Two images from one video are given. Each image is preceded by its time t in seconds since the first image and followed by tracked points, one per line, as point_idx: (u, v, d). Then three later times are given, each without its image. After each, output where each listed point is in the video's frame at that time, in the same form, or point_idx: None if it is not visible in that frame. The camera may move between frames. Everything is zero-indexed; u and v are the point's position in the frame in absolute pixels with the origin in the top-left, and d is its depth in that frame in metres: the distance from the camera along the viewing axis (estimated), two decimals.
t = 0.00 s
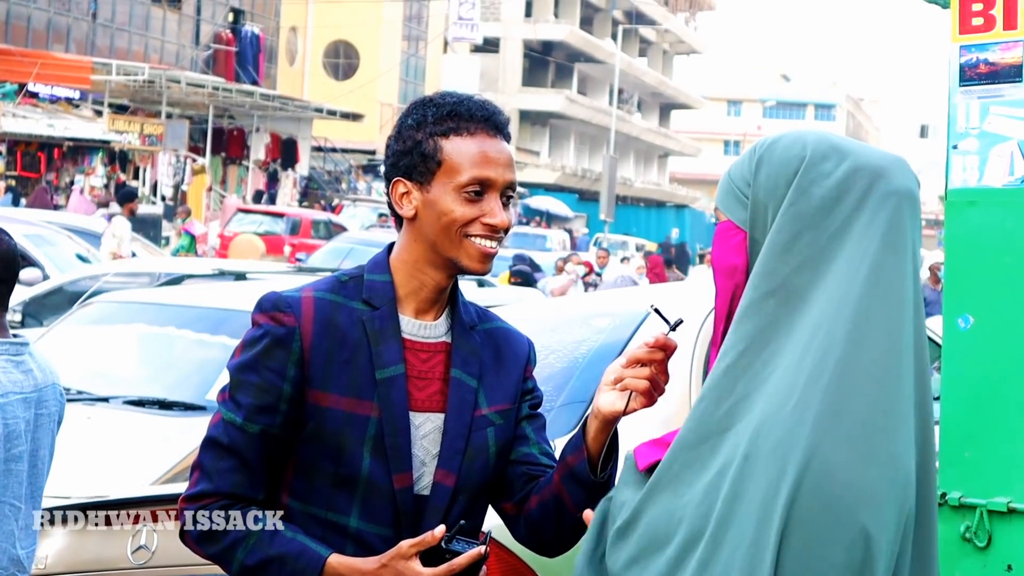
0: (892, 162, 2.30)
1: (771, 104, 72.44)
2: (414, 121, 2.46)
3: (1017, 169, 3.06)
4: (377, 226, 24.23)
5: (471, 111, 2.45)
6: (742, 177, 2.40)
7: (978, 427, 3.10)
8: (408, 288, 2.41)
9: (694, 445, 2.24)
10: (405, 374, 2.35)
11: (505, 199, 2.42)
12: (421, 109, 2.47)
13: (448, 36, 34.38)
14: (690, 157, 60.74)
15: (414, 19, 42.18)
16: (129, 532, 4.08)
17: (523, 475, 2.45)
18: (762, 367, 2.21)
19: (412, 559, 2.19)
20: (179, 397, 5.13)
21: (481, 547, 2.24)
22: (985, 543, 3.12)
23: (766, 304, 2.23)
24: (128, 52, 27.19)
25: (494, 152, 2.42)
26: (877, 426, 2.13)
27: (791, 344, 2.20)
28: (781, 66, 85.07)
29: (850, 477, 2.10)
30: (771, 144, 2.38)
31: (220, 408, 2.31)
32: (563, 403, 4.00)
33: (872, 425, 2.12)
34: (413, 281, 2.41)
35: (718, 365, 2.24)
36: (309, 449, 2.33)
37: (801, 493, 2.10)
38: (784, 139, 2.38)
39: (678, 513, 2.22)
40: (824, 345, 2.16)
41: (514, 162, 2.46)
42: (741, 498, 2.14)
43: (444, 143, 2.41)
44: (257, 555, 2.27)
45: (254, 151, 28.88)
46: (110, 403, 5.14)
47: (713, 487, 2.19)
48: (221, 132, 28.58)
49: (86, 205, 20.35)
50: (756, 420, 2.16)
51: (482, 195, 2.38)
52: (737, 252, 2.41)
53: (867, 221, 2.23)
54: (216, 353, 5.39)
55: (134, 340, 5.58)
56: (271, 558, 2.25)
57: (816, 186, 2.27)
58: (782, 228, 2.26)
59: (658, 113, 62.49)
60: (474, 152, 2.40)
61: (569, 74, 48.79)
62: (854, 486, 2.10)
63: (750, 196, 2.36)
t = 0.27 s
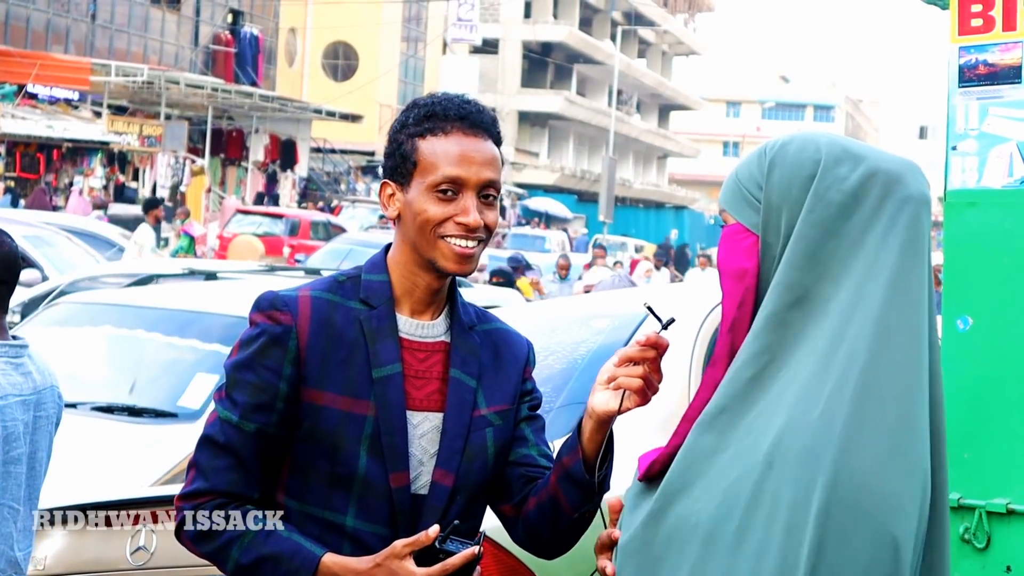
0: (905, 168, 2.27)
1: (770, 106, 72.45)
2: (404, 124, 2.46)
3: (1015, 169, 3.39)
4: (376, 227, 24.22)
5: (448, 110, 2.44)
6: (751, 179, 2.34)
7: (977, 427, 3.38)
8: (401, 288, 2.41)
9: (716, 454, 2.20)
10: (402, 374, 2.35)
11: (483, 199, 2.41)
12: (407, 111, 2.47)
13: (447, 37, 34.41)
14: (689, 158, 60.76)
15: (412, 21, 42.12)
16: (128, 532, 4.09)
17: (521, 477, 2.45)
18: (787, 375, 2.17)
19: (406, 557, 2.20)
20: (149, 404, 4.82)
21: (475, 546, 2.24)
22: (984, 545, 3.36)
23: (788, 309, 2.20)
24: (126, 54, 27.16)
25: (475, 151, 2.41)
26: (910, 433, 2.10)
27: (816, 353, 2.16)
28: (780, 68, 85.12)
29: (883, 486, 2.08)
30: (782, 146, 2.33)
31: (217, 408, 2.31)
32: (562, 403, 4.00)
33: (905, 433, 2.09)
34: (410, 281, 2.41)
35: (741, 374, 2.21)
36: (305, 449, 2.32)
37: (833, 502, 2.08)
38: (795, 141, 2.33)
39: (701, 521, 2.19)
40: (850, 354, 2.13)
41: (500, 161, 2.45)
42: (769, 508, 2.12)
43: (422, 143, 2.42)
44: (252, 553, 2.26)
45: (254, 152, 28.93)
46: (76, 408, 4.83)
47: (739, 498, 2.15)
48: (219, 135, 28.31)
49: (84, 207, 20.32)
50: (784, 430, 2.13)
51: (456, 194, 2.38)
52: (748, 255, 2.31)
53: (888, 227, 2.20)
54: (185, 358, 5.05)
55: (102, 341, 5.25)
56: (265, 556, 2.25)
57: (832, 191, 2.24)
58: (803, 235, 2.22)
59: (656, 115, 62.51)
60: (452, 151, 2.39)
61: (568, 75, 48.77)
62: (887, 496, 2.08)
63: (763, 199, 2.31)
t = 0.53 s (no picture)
0: (910, 166, 2.27)
1: (770, 106, 72.47)
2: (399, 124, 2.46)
3: (1015, 170, 3.39)
4: (376, 228, 24.21)
5: (443, 112, 2.43)
6: (754, 184, 2.34)
7: (975, 427, 3.38)
8: (398, 288, 2.41)
9: (729, 459, 2.20)
10: (397, 374, 2.34)
11: (483, 200, 2.39)
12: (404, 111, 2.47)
13: (447, 37, 34.40)
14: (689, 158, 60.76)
15: (412, 21, 42.12)
16: (128, 533, 4.09)
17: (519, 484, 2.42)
18: (799, 379, 2.17)
19: (401, 557, 2.19)
20: (105, 409, 4.71)
21: (468, 546, 2.25)
22: (984, 546, 3.35)
23: (798, 314, 2.20)
24: (126, 54, 27.16)
25: (469, 154, 2.39)
26: (926, 434, 2.09)
27: (827, 356, 2.16)
28: (780, 68, 85.10)
29: (898, 491, 2.08)
30: (783, 149, 2.33)
31: (213, 409, 2.31)
32: (563, 403, 3.99)
33: (920, 434, 2.09)
34: (404, 281, 2.40)
35: (752, 378, 2.21)
36: (302, 450, 2.31)
37: (849, 505, 2.08)
38: (797, 143, 2.33)
39: (716, 526, 2.18)
40: (862, 357, 2.13)
41: (497, 164, 2.43)
42: (784, 510, 2.12)
43: (416, 144, 2.41)
44: (248, 553, 2.25)
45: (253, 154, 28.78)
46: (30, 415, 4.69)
47: (755, 502, 2.15)
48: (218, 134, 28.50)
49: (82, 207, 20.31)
50: (797, 433, 2.13)
51: (448, 195, 2.36)
52: (754, 261, 2.31)
53: (895, 228, 2.20)
54: (145, 363, 4.89)
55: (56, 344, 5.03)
56: (263, 557, 2.24)
57: (836, 192, 2.24)
58: (812, 239, 2.22)
59: (656, 115, 62.52)
60: (449, 154, 2.38)
61: (568, 75, 48.80)
62: (904, 497, 2.08)
63: (769, 203, 2.31)
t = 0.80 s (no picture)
0: (912, 161, 2.26)
1: (770, 107, 72.46)
2: (399, 122, 2.45)
3: (1015, 169, 3.39)
4: (376, 228, 24.20)
5: (451, 112, 2.42)
6: (756, 185, 2.35)
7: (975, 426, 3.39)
8: (396, 288, 2.42)
9: (732, 459, 2.20)
10: (395, 374, 2.35)
11: (486, 201, 2.39)
12: (405, 110, 2.46)
13: (447, 38, 34.41)
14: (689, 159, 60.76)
15: (412, 21, 42.10)
16: (129, 532, 4.10)
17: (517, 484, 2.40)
18: (802, 381, 2.17)
19: (404, 556, 2.19)
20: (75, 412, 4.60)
21: (471, 544, 2.26)
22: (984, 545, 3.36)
23: (799, 313, 2.20)
24: (126, 54, 27.17)
25: (474, 154, 2.39)
26: (932, 432, 2.09)
27: (830, 356, 2.16)
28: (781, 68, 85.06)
29: (903, 491, 2.07)
30: (784, 150, 2.33)
31: (212, 412, 2.31)
32: (562, 403, 4.01)
33: (925, 432, 2.08)
34: (403, 281, 2.41)
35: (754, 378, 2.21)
36: (301, 452, 2.32)
37: (853, 505, 2.08)
38: (797, 143, 2.33)
39: (720, 526, 2.18)
40: (864, 357, 2.12)
41: (499, 165, 2.43)
42: (788, 509, 2.12)
43: (423, 144, 2.39)
44: (250, 555, 2.25)
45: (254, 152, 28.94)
46: None
47: (758, 503, 2.15)
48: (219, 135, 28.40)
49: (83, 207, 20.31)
50: (800, 435, 2.13)
51: (458, 197, 2.36)
52: (757, 264, 2.31)
53: (898, 226, 2.19)
54: (114, 363, 4.83)
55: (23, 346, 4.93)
56: (264, 558, 2.24)
57: (837, 192, 2.23)
58: (814, 239, 2.21)
59: (656, 115, 62.54)
60: (453, 155, 2.38)
61: (568, 76, 48.80)
62: (908, 498, 2.07)
63: (771, 205, 2.31)
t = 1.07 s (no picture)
0: (907, 160, 2.27)
1: (770, 107, 72.46)
2: (403, 123, 2.43)
3: (1015, 170, 3.39)
4: (376, 228, 24.20)
5: (461, 114, 2.41)
6: (754, 188, 2.35)
7: (974, 425, 3.39)
8: (398, 290, 2.41)
9: (734, 460, 2.20)
10: (396, 375, 2.34)
11: (494, 204, 2.39)
12: (410, 111, 2.43)
13: (447, 38, 34.40)
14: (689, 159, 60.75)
15: (412, 21, 42.10)
16: (130, 532, 4.11)
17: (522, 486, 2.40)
18: (803, 379, 2.16)
19: (408, 559, 2.19)
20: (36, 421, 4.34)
21: (476, 545, 2.26)
22: (983, 546, 3.36)
23: (799, 312, 2.20)
24: (126, 54, 27.15)
25: (485, 157, 2.39)
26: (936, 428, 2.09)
27: (831, 354, 2.16)
28: (781, 69, 85.08)
29: (907, 486, 2.08)
30: (780, 152, 2.34)
31: (213, 414, 2.31)
32: (563, 403, 4.00)
33: (926, 427, 2.09)
34: (405, 282, 2.41)
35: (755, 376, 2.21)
36: (302, 454, 2.31)
37: (856, 501, 2.08)
38: (794, 145, 2.34)
39: (725, 524, 2.18)
40: (863, 355, 2.13)
41: (505, 167, 2.43)
42: (792, 505, 2.12)
43: (435, 147, 2.38)
44: (253, 558, 2.24)
45: (254, 152, 28.93)
46: None
47: (762, 502, 2.15)
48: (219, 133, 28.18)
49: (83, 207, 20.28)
50: (802, 432, 2.13)
51: (472, 201, 2.35)
52: (758, 265, 2.33)
53: (896, 223, 2.20)
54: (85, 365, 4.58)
55: None
56: (267, 561, 2.24)
57: (833, 190, 2.24)
58: (814, 238, 2.22)
59: (656, 116, 62.53)
60: (463, 156, 2.37)
61: (569, 76, 48.79)
62: (912, 493, 2.08)
63: (770, 207, 2.31)
